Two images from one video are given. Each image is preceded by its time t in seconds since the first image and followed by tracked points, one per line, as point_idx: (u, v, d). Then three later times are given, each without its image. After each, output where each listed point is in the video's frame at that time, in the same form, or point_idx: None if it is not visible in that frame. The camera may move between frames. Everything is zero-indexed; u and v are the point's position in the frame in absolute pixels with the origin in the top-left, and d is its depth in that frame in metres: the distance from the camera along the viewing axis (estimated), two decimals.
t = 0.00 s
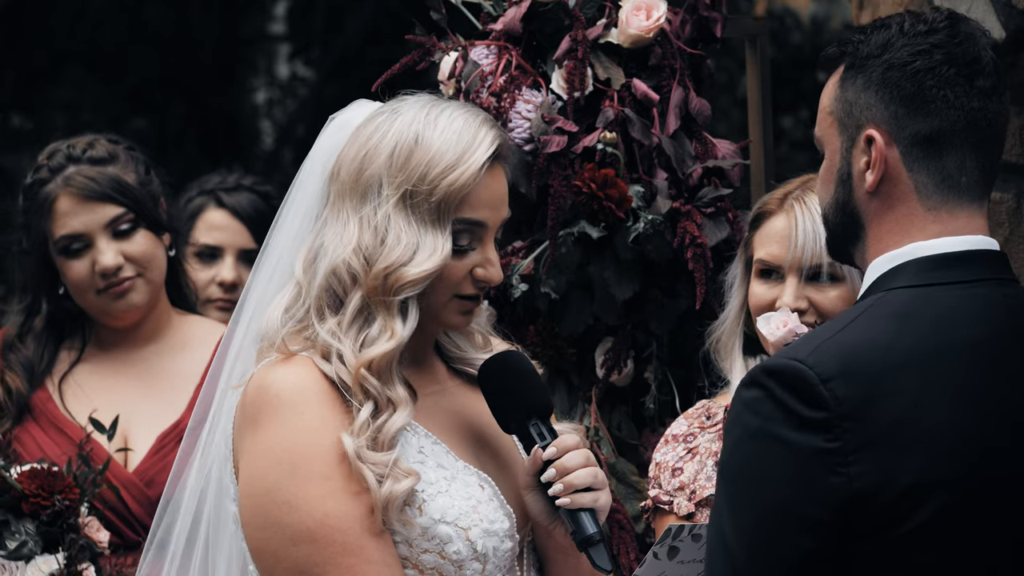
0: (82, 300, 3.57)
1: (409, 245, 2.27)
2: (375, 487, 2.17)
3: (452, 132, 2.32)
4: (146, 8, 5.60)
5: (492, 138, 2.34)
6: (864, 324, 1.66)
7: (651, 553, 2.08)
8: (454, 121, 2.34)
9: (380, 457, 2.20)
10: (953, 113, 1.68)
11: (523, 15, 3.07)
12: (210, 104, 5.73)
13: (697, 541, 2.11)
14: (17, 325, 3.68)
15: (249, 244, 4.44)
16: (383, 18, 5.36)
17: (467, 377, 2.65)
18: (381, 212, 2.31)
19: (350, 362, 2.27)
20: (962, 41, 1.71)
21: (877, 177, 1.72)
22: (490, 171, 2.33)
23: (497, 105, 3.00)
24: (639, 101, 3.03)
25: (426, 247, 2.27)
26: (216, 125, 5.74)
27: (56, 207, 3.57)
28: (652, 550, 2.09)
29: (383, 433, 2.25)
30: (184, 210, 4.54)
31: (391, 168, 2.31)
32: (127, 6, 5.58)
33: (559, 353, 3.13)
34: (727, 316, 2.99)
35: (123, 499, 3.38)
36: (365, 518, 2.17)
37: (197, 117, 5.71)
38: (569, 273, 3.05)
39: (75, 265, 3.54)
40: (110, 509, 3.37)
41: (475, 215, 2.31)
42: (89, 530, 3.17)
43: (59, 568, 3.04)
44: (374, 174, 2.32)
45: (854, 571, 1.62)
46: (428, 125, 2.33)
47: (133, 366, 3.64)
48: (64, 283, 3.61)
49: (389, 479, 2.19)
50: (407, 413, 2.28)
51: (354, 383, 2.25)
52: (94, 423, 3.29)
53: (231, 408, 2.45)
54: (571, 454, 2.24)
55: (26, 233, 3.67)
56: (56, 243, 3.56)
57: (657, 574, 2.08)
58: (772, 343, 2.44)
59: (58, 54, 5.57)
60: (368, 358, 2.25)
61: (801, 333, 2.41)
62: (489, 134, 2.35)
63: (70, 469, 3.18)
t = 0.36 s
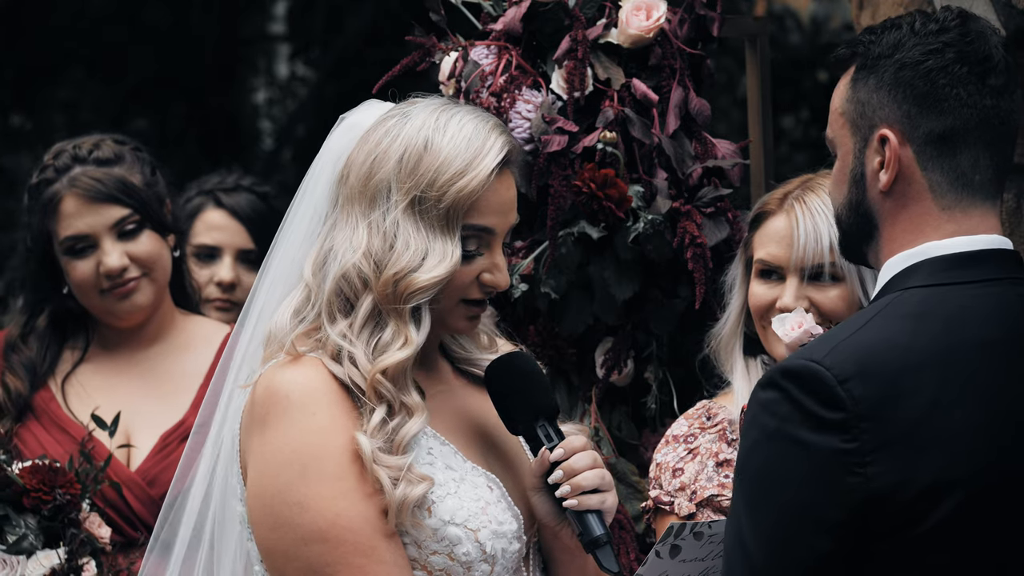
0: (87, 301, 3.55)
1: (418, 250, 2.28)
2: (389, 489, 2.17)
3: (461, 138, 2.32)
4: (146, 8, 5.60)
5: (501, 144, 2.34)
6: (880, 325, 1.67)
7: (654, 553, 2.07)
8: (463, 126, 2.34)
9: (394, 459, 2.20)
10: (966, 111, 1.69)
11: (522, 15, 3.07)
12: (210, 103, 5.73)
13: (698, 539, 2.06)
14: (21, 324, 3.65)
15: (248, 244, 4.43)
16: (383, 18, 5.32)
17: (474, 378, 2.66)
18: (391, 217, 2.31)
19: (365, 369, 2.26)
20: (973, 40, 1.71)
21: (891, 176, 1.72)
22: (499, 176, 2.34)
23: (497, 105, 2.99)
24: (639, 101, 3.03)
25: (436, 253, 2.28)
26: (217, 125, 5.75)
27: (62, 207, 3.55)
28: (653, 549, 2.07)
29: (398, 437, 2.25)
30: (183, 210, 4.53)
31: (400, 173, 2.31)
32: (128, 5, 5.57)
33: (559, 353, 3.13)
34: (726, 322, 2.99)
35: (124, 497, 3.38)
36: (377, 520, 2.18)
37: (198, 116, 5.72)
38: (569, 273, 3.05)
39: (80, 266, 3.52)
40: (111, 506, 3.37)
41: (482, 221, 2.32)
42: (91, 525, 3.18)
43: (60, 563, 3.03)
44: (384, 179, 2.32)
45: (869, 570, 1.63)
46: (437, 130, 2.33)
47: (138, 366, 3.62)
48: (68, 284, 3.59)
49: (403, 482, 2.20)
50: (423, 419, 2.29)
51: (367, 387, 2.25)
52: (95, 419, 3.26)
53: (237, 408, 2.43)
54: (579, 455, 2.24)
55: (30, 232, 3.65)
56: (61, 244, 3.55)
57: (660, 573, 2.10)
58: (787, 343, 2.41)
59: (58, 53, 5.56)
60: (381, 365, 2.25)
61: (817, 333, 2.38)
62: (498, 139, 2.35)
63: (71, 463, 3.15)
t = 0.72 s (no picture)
0: (88, 301, 3.54)
1: (422, 250, 2.27)
2: (397, 487, 2.17)
3: (464, 137, 2.32)
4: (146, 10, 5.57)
5: (504, 143, 2.34)
6: (885, 324, 1.67)
7: (660, 553, 2.08)
8: (466, 126, 2.34)
9: (401, 457, 2.21)
10: (972, 109, 1.69)
11: (522, 15, 3.07)
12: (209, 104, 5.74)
13: (706, 539, 2.08)
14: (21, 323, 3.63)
15: (244, 244, 4.42)
16: (383, 18, 5.32)
17: (482, 374, 2.67)
18: (394, 217, 2.31)
19: (370, 368, 2.27)
20: (979, 38, 1.71)
21: (897, 175, 1.72)
22: (503, 175, 2.34)
23: (498, 105, 2.99)
24: (639, 101, 3.03)
25: (439, 252, 2.27)
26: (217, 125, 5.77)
27: (63, 208, 3.54)
28: (660, 549, 2.08)
29: (405, 436, 2.25)
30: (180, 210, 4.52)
31: (403, 173, 2.31)
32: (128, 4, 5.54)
33: (559, 353, 3.13)
34: (728, 321, 2.98)
35: (124, 497, 3.37)
36: (384, 518, 2.18)
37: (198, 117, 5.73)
38: (569, 273, 3.05)
39: (81, 266, 3.51)
40: (112, 506, 3.36)
41: (487, 220, 2.32)
42: (92, 526, 3.15)
43: (61, 564, 3.00)
44: (387, 179, 2.32)
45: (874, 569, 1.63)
46: (440, 130, 2.33)
47: (139, 366, 3.62)
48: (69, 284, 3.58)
49: (410, 480, 2.20)
50: (429, 418, 2.29)
51: (373, 386, 2.25)
52: (98, 421, 3.25)
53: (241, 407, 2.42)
54: (585, 455, 2.23)
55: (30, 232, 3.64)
56: (62, 244, 3.54)
57: (666, 573, 2.10)
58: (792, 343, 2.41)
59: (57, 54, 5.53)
60: (387, 364, 2.25)
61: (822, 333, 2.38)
62: (501, 138, 2.35)
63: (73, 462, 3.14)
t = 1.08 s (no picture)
0: (86, 301, 3.55)
1: (423, 248, 2.28)
2: (396, 486, 2.17)
3: (465, 135, 2.33)
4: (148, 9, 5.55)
5: (504, 141, 2.34)
6: (872, 323, 1.67)
7: (663, 555, 2.07)
8: (467, 124, 2.35)
9: (401, 456, 2.21)
10: (964, 109, 1.69)
11: (522, 15, 3.07)
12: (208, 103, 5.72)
13: (707, 540, 2.11)
14: (20, 322, 3.63)
15: (241, 244, 4.43)
16: (383, 17, 5.36)
17: (484, 374, 2.67)
18: (395, 215, 2.32)
19: (371, 366, 2.27)
20: (973, 39, 1.71)
21: (887, 174, 1.72)
22: (503, 173, 2.34)
23: (498, 105, 3.00)
24: (639, 101, 3.03)
25: (440, 250, 2.28)
26: (217, 125, 5.75)
27: (63, 208, 3.55)
28: (663, 552, 2.07)
29: (405, 434, 2.26)
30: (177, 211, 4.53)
31: (404, 171, 2.32)
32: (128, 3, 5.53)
33: (559, 353, 3.11)
34: (730, 320, 2.98)
35: (123, 499, 3.38)
36: (383, 517, 2.18)
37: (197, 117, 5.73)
38: (569, 273, 3.05)
39: (80, 266, 3.53)
40: (111, 509, 3.37)
41: (488, 218, 2.32)
42: (92, 527, 3.17)
43: (62, 565, 3.02)
44: (388, 177, 2.33)
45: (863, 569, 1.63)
46: (440, 128, 2.33)
47: (137, 367, 3.63)
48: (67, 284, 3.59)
49: (410, 479, 2.20)
50: (430, 417, 2.29)
51: (374, 383, 2.25)
52: (98, 421, 3.23)
53: (242, 407, 2.43)
54: (585, 455, 2.23)
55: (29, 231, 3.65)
56: (61, 244, 3.54)
57: (668, 575, 2.06)
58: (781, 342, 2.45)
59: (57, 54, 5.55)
60: (388, 361, 2.26)
61: (810, 332, 2.42)
62: (501, 136, 2.35)
63: (72, 464, 3.14)
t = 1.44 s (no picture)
0: (81, 298, 3.56)
1: (418, 246, 2.28)
2: (389, 486, 2.18)
3: (458, 133, 2.33)
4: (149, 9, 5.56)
5: (498, 138, 2.35)
6: (852, 323, 1.67)
7: (666, 554, 2.12)
8: (460, 121, 2.35)
9: (395, 456, 2.21)
10: (946, 109, 1.69)
11: (523, 15, 3.07)
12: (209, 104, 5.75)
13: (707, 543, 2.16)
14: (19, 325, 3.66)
15: (241, 244, 4.45)
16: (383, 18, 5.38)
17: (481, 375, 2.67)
18: (390, 214, 2.32)
19: (366, 365, 2.28)
20: (958, 39, 1.71)
21: (870, 173, 1.72)
22: (497, 169, 2.34)
23: (498, 105, 3.00)
24: (639, 101, 3.03)
25: (435, 248, 2.28)
26: (216, 125, 5.78)
27: (61, 203, 3.58)
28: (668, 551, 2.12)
29: (399, 434, 2.26)
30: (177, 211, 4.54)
31: (398, 169, 2.32)
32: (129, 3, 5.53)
33: (559, 353, 3.12)
34: (731, 323, 2.96)
35: (118, 499, 3.39)
36: (377, 518, 2.19)
37: (197, 117, 5.75)
38: (569, 273, 3.05)
39: (76, 262, 3.55)
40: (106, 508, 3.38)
41: (483, 214, 2.32)
42: (87, 526, 3.19)
43: (58, 564, 3.03)
44: (382, 176, 2.33)
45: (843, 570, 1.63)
46: (434, 126, 2.34)
47: (132, 368, 3.65)
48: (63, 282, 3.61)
49: (404, 479, 2.20)
50: (423, 416, 2.29)
51: (369, 383, 2.26)
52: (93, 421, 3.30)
53: (240, 407, 2.43)
54: (580, 454, 2.24)
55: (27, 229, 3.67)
56: (58, 239, 3.57)
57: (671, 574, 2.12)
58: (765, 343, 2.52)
59: (59, 54, 5.55)
60: (383, 360, 2.26)
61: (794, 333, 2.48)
62: (495, 133, 2.36)
63: (66, 464, 3.18)
